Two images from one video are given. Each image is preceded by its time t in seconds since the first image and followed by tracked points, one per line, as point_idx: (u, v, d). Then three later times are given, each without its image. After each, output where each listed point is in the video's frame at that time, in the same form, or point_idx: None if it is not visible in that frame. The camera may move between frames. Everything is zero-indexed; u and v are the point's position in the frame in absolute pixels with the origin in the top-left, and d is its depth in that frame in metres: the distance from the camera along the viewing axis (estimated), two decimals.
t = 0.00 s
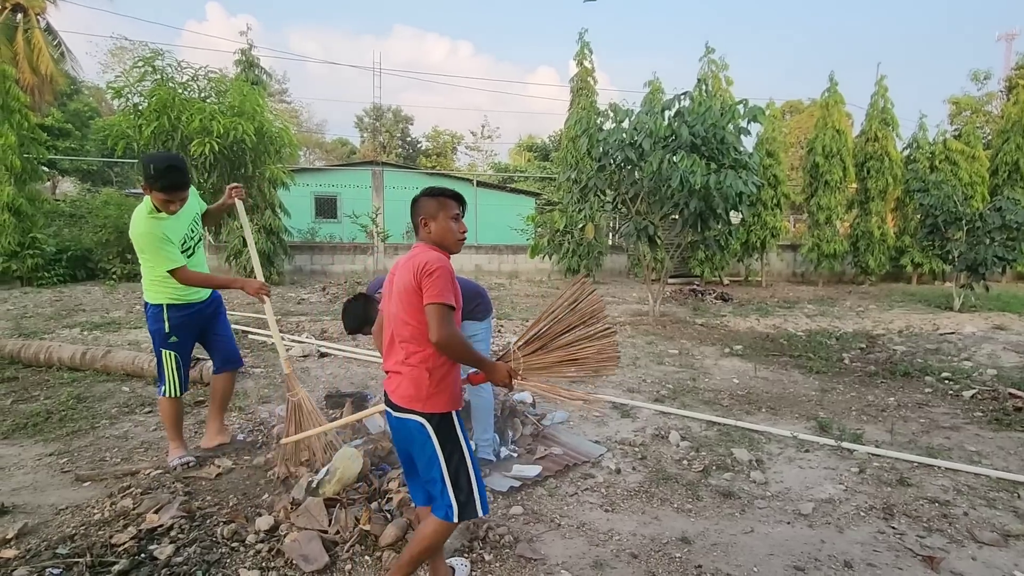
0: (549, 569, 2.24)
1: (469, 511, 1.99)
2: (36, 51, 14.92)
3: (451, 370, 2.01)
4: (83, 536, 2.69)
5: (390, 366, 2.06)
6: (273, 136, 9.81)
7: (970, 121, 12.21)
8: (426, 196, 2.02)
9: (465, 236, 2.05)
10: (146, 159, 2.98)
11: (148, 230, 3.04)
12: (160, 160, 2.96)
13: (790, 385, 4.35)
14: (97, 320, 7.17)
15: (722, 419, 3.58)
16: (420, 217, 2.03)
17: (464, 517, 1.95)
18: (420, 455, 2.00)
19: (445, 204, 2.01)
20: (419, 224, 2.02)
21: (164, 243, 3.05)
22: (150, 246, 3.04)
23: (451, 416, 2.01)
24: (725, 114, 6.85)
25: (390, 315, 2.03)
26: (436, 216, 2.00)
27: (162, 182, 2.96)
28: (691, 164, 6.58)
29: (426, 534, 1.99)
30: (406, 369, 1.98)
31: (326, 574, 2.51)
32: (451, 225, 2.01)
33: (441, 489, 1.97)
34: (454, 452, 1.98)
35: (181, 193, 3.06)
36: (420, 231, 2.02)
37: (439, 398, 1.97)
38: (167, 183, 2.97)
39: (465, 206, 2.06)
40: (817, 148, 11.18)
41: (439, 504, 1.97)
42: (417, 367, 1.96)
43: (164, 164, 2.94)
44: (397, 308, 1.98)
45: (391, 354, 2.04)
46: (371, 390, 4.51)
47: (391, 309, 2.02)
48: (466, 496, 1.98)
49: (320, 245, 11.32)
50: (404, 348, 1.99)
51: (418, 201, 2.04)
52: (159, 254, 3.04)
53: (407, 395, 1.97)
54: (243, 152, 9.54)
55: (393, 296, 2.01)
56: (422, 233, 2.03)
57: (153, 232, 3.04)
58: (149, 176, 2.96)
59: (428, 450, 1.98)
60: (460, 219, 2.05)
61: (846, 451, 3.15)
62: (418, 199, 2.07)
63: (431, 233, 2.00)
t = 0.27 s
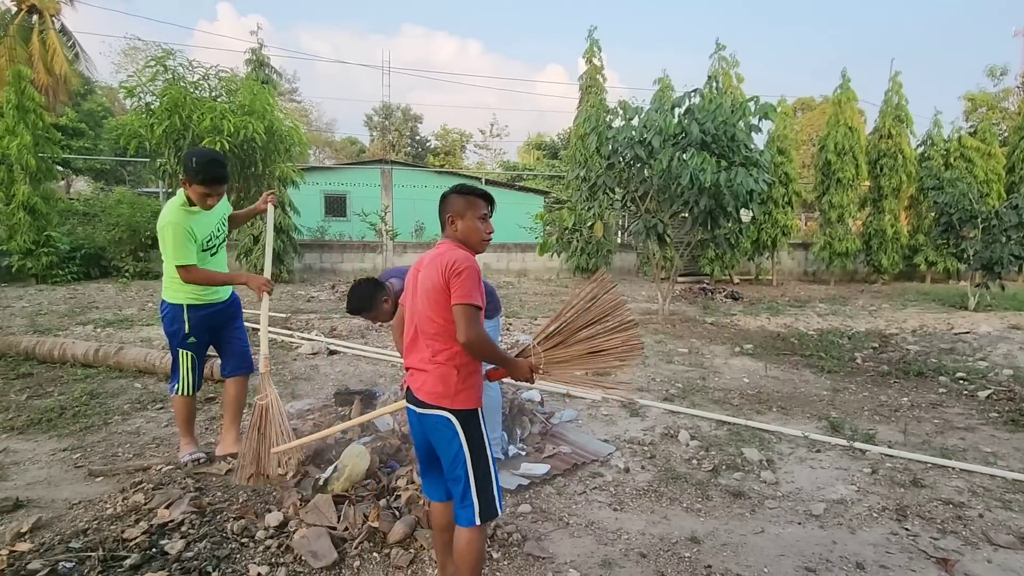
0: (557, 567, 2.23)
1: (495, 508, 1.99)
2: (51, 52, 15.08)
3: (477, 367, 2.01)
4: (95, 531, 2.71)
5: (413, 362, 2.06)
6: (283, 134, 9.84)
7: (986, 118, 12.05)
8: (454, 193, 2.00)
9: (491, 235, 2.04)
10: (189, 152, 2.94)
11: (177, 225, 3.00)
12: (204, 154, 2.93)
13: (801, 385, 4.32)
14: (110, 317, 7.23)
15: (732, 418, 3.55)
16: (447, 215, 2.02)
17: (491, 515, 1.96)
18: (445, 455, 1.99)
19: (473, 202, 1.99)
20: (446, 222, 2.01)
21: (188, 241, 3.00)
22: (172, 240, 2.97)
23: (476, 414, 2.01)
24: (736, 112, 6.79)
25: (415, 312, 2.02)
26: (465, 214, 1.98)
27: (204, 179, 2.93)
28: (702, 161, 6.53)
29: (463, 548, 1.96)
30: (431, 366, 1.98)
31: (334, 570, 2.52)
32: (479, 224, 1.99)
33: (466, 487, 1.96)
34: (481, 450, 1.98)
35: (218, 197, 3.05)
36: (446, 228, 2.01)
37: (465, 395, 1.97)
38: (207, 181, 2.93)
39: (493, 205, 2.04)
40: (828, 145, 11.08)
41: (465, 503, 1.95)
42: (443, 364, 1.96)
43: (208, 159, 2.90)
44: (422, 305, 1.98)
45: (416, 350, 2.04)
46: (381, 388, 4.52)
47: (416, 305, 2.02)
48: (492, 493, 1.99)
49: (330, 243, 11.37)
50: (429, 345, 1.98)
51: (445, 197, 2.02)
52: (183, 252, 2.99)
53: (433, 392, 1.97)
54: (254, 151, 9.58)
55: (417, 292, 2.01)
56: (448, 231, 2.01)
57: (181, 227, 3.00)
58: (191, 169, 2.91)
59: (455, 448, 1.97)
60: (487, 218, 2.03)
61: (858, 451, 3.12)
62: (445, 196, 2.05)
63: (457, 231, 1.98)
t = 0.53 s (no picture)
0: (572, 566, 2.23)
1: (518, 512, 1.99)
2: (75, 54, 15.35)
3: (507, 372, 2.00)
4: (120, 524, 2.76)
5: (440, 365, 2.06)
6: (301, 135, 9.92)
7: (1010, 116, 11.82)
8: (488, 193, 1.97)
9: (524, 237, 2.01)
10: (231, 156, 2.87)
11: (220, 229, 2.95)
12: (248, 159, 2.87)
13: (819, 387, 4.27)
14: (132, 315, 7.34)
15: (748, 420, 3.52)
16: (480, 216, 2.00)
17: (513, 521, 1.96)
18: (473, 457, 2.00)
19: (507, 204, 1.96)
20: (479, 222, 1.99)
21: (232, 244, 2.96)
22: (217, 245, 2.93)
23: (506, 418, 2.01)
24: (753, 110, 6.72)
25: (444, 315, 2.01)
26: (498, 217, 1.95)
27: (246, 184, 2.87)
28: (718, 161, 6.48)
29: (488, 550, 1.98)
30: (459, 372, 1.98)
31: (352, 564, 2.55)
32: (513, 227, 1.96)
33: (492, 491, 1.96)
34: (509, 455, 1.98)
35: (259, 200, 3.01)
36: (480, 230, 1.99)
37: (495, 401, 1.96)
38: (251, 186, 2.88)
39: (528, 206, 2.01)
40: (848, 144, 10.94)
41: (489, 506, 1.96)
42: (471, 371, 1.96)
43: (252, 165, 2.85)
44: (451, 310, 1.97)
45: (443, 353, 2.04)
46: (396, 386, 4.55)
47: (444, 309, 2.01)
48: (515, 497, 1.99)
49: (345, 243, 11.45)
50: (457, 350, 1.98)
51: (479, 198, 2.00)
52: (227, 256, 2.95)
53: (461, 396, 1.97)
54: (272, 151, 9.67)
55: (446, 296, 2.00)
56: (481, 232, 2.00)
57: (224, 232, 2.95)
58: (233, 175, 2.85)
59: (483, 451, 1.97)
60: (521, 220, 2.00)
61: (877, 454, 3.08)
62: (479, 195, 2.03)
63: (490, 233, 1.97)
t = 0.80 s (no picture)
0: (591, 566, 2.21)
1: (539, 517, 1.96)
2: (104, 58, 15.69)
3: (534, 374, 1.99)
4: (150, 515, 2.80)
5: (467, 366, 2.07)
6: (322, 135, 9.99)
7: None
8: (517, 191, 1.96)
9: (555, 236, 1.99)
10: (257, 156, 2.85)
11: (250, 229, 2.95)
12: (275, 157, 2.86)
13: (841, 389, 4.20)
14: (159, 312, 7.46)
15: (769, 422, 3.48)
16: (509, 215, 1.99)
17: (535, 526, 1.92)
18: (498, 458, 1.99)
19: (537, 203, 1.94)
20: (508, 221, 1.98)
21: (263, 244, 2.97)
22: (248, 245, 2.93)
23: (533, 422, 1.99)
24: (774, 109, 6.63)
25: (470, 317, 2.02)
26: (526, 217, 1.94)
27: (275, 184, 2.85)
28: (738, 160, 6.41)
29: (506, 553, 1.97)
30: (485, 374, 1.98)
31: (373, 560, 2.57)
32: (542, 227, 1.95)
33: (513, 494, 1.95)
34: (533, 458, 1.96)
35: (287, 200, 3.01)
36: (508, 230, 1.99)
37: (522, 403, 1.96)
38: (280, 186, 2.87)
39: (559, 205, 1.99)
40: (871, 142, 10.76)
41: (510, 510, 1.95)
42: (496, 374, 1.96)
43: (279, 165, 2.82)
44: (477, 312, 1.97)
45: (471, 354, 2.05)
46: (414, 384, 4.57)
47: (471, 310, 2.01)
48: (537, 501, 1.95)
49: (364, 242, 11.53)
50: (483, 352, 1.98)
51: (507, 197, 1.99)
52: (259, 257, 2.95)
53: (488, 397, 1.97)
54: (294, 151, 9.76)
55: (473, 297, 2.00)
56: (510, 232, 1.99)
57: (253, 233, 2.95)
58: (261, 175, 2.83)
59: (508, 453, 1.96)
60: (552, 219, 1.98)
61: (902, 459, 3.02)
62: (508, 194, 2.02)
63: (519, 232, 1.96)
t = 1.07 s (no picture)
0: (608, 567, 2.20)
1: (551, 522, 1.95)
2: (130, 61, 15.98)
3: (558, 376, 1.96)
4: (174, 508, 2.84)
5: (488, 370, 2.07)
6: (341, 136, 10.06)
7: None
8: (535, 190, 1.95)
9: (575, 235, 1.97)
10: (275, 148, 2.86)
11: (269, 223, 2.96)
12: (292, 149, 2.87)
13: (864, 393, 4.13)
14: (182, 310, 7.56)
15: (789, 425, 3.42)
16: (527, 215, 1.98)
17: (546, 531, 1.91)
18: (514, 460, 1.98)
19: (555, 203, 1.93)
20: (526, 221, 1.97)
21: (277, 239, 2.97)
22: (263, 240, 2.94)
23: (556, 424, 1.97)
24: (795, 108, 6.54)
25: (490, 320, 2.02)
26: (543, 217, 1.93)
27: (294, 176, 2.87)
28: (758, 159, 6.32)
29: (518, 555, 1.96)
30: (504, 378, 1.97)
31: (390, 556, 2.57)
32: (561, 227, 1.93)
33: (528, 496, 1.93)
34: (552, 463, 1.94)
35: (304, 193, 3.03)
36: (526, 230, 1.98)
37: (545, 406, 1.92)
38: (299, 178, 2.89)
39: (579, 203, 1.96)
40: (896, 141, 10.57)
41: (522, 512, 1.94)
42: (514, 377, 1.94)
43: (298, 157, 2.83)
44: (495, 315, 1.96)
45: (491, 357, 2.04)
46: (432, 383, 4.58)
47: (490, 313, 2.01)
48: (549, 506, 1.94)
49: (382, 242, 11.59)
50: (502, 355, 1.97)
51: (524, 197, 1.98)
52: (276, 250, 2.96)
53: (507, 400, 1.95)
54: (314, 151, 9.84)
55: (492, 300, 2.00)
56: (528, 233, 1.98)
57: (271, 226, 2.95)
58: (279, 167, 2.84)
59: (528, 455, 1.94)
60: (571, 218, 1.96)
61: (927, 464, 2.95)
62: (525, 193, 2.01)
63: (538, 232, 1.95)
